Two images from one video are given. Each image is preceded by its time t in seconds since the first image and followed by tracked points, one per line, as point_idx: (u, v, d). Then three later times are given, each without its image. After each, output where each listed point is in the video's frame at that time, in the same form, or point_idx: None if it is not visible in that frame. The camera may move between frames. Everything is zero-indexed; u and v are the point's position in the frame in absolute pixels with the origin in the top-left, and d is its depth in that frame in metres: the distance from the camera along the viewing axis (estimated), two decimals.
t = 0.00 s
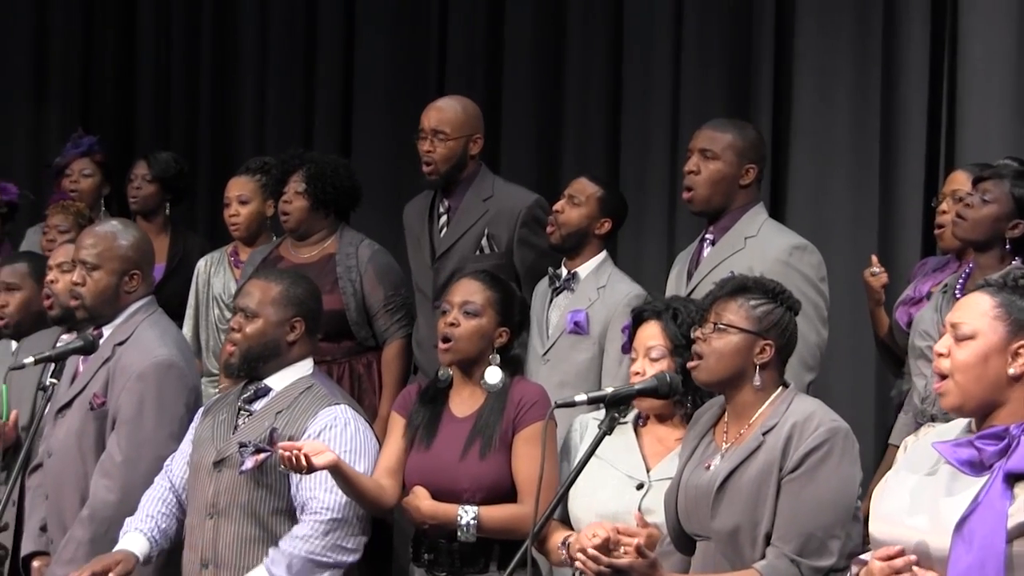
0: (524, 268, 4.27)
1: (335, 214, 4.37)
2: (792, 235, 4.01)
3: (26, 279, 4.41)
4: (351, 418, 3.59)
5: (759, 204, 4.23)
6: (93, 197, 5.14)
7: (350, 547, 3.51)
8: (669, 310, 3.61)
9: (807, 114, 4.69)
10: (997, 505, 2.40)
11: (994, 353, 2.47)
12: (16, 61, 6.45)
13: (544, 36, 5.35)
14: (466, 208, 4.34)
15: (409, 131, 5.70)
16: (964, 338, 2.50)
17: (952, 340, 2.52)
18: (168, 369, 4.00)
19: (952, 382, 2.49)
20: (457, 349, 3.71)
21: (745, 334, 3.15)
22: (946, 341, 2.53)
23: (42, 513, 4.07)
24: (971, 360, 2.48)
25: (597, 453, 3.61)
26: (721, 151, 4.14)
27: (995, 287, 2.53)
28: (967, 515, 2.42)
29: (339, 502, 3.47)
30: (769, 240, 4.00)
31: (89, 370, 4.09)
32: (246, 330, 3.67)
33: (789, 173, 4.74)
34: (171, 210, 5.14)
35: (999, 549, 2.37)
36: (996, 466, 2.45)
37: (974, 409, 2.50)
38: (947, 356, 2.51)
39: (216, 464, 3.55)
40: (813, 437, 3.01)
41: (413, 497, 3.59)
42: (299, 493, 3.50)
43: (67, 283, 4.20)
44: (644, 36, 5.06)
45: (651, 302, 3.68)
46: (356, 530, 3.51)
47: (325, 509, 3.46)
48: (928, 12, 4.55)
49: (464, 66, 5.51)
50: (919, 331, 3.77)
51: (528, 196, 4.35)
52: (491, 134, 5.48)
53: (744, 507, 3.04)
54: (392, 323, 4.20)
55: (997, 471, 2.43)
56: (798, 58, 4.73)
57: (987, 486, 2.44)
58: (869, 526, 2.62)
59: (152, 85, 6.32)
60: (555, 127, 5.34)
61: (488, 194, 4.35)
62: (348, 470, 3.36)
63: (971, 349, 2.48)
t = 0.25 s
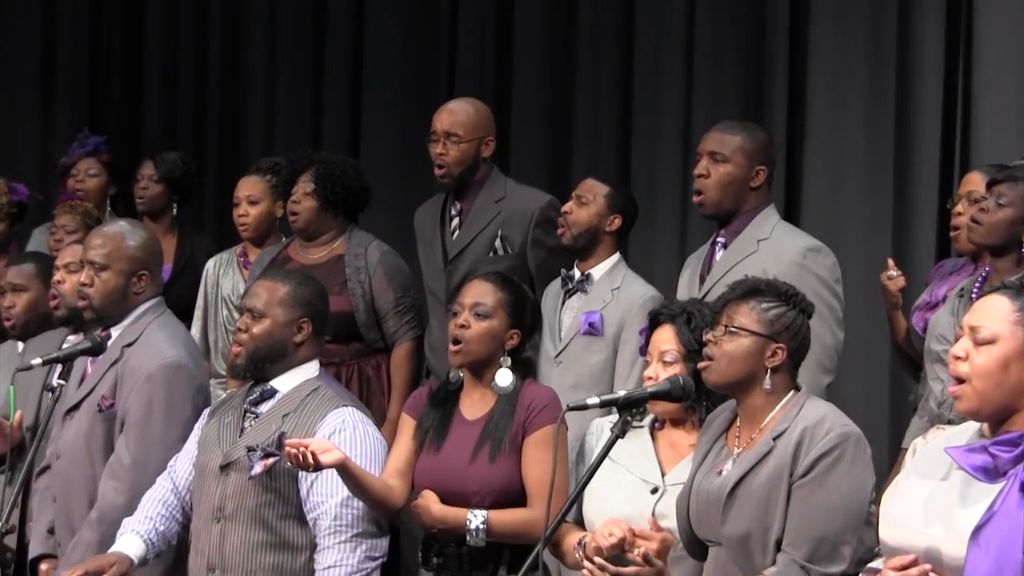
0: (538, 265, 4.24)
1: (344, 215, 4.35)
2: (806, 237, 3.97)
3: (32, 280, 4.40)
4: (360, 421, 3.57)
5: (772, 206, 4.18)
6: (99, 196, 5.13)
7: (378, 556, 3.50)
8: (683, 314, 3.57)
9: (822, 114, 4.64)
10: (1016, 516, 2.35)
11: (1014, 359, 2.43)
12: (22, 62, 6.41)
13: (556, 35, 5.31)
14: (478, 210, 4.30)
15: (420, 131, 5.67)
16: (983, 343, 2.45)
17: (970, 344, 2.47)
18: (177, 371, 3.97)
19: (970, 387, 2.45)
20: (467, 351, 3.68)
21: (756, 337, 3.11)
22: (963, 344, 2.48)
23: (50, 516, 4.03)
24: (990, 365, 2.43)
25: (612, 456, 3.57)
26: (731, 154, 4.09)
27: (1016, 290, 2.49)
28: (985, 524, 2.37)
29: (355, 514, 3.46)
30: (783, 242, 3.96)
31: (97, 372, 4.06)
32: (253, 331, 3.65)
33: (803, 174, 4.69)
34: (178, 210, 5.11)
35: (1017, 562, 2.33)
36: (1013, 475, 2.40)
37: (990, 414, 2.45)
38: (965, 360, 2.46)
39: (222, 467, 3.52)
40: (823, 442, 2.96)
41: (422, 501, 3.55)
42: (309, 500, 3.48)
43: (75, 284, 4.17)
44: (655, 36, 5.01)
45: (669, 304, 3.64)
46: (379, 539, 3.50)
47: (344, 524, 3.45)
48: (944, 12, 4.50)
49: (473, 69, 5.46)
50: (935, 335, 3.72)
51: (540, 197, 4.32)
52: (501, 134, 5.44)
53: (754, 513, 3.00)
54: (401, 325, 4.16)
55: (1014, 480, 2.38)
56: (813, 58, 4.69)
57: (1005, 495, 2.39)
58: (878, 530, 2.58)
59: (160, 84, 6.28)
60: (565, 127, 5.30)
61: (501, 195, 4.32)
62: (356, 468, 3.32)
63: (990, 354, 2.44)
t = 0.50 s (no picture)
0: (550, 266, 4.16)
1: (352, 217, 4.28)
2: (825, 239, 3.88)
3: (35, 286, 4.32)
4: (371, 429, 3.49)
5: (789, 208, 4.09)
6: (102, 199, 5.07)
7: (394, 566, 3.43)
8: (699, 321, 3.49)
9: (842, 113, 4.55)
10: None
11: None
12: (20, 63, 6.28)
13: (569, 34, 5.22)
14: (489, 212, 4.23)
15: (430, 134, 5.58)
16: (1012, 348, 2.37)
17: (998, 348, 2.39)
18: (184, 377, 3.90)
19: (997, 394, 2.37)
20: (479, 358, 3.59)
21: (774, 341, 3.03)
22: (990, 349, 2.40)
23: (55, 525, 3.97)
24: (1020, 371, 2.36)
25: (628, 465, 3.49)
26: (745, 157, 3.98)
27: None
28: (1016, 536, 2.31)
29: (372, 524, 3.39)
30: (801, 244, 3.88)
31: (103, 379, 3.98)
32: (259, 337, 3.57)
33: (822, 176, 4.60)
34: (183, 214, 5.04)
35: None
36: None
37: (1016, 421, 2.38)
38: (992, 365, 2.38)
39: (228, 477, 3.44)
40: (843, 449, 2.88)
41: (435, 510, 3.49)
42: (324, 510, 3.40)
43: (80, 289, 4.10)
44: (670, 35, 4.91)
45: (684, 310, 3.55)
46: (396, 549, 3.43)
47: (361, 534, 3.38)
48: (965, 10, 4.41)
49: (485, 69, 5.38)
50: (958, 340, 3.63)
51: (551, 196, 4.24)
52: (511, 136, 5.34)
53: (773, 522, 2.92)
54: (411, 330, 4.09)
55: None
56: (831, 59, 4.60)
57: None
58: (897, 537, 2.50)
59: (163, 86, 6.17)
60: (577, 129, 5.21)
61: (511, 196, 4.25)
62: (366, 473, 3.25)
63: (1020, 360, 2.36)
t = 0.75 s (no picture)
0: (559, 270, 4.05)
1: (364, 219, 4.21)
2: (846, 241, 3.78)
3: (40, 287, 4.26)
4: (382, 434, 3.41)
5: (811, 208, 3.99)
6: (107, 200, 5.01)
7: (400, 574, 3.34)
8: (717, 325, 3.39)
9: (866, 110, 4.43)
10: None
11: None
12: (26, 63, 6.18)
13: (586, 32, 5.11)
14: (497, 212, 4.11)
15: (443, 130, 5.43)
16: None
17: None
18: (194, 383, 3.81)
19: None
20: (500, 363, 3.51)
21: (796, 345, 2.93)
22: None
23: (62, 533, 3.87)
24: None
25: (647, 472, 3.40)
26: (766, 156, 3.88)
27: None
28: None
29: (382, 529, 3.32)
30: (822, 246, 3.78)
31: (111, 384, 3.89)
32: (269, 338, 3.49)
33: (847, 176, 4.49)
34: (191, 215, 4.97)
35: None
36: None
37: None
38: None
39: (235, 483, 3.36)
40: (867, 455, 2.79)
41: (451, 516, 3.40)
42: (332, 516, 3.32)
43: (86, 290, 4.04)
44: (689, 32, 4.80)
45: (702, 313, 3.45)
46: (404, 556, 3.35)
47: (369, 539, 3.29)
48: (993, 9, 4.32)
49: (498, 69, 5.25)
50: (986, 345, 3.54)
51: (560, 196, 4.12)
52: (526, 136, 5.23)
53: (795, 531, 2.83)
54: (425, 334, 4.02)
55: None
56: (855, 54, 4.47)
57: None
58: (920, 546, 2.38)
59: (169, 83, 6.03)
60: (592, 127, 5.10)
61: (519, 197, 4.13)
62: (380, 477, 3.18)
63: None
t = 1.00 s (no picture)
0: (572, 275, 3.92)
1: (381, 220, 4.15)
2: (872, 240, 3.68)
3: (48, 288, 4.19)
4: (397, 439, 3.33)
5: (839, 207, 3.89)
6: (118, 200, 4.94)
7: None
8: (745, 327, 3.29)
9: (896, 108, 4.33)
10: None
11: None
12: (35, 65, 6.11)
13: (604, 30, 5.01)
14: (509, 211, 3.99)
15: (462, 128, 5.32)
16: None
17: None
18: (208, 388, 3.70)
19: None
20: (522, 366, 3.42)
21: (825, 350, 2.83)
22: None
23: (73, 540, 3.77)
24: None
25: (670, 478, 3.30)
26: (794, 152, 3.78)
27: None
28: None
29: (398, 537, 3.24)
30: (847, 247, 3.67)
31: (124, 388, 3.79)
32: (281, 340, 3.42)
33: (876, 175, 4.38)
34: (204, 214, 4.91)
35: None
36: None
37: None
38: None
39: (247, 488, 3.28)
40: (898, 463, 2.70)
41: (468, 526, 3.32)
42: (346, 523, 3.23)
43: (97, 290, 3.98)
44: (712, 28, 4.70)
45: (730, 315, 3.36)
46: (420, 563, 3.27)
47: (385, 547, 3.21)
48: None
49: (516, 68, 5.14)
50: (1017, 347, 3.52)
51: (573, 198, 3.99)
52: (547, 135, 5.15)
53: (824, 539, 2.75)
54: (442, 337, 3.98)
55: None
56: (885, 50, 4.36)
57: None
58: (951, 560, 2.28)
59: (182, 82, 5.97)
60: (613, 125, 5.02)
61: (533, 196, 4.00)
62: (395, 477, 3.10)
63: None
